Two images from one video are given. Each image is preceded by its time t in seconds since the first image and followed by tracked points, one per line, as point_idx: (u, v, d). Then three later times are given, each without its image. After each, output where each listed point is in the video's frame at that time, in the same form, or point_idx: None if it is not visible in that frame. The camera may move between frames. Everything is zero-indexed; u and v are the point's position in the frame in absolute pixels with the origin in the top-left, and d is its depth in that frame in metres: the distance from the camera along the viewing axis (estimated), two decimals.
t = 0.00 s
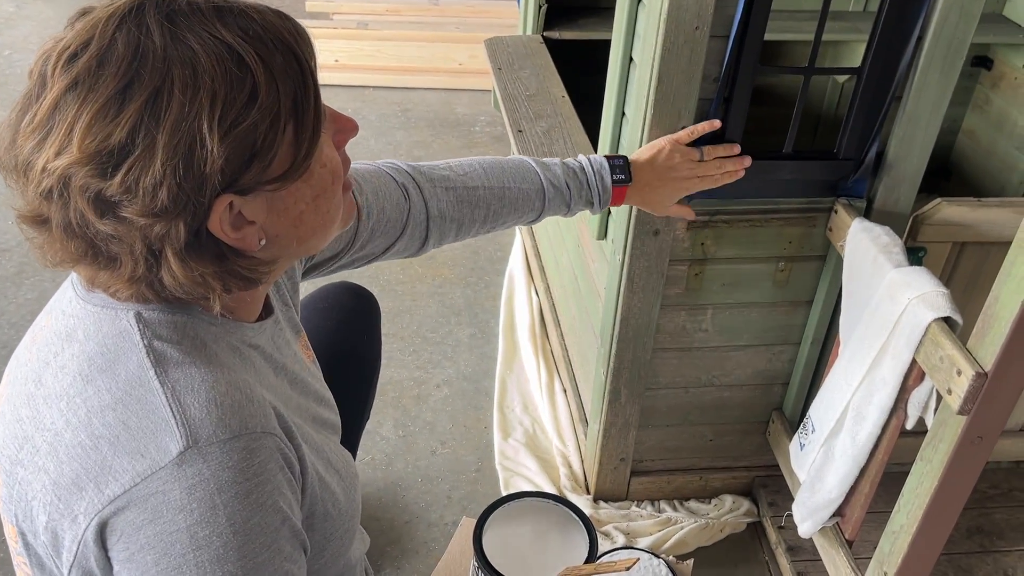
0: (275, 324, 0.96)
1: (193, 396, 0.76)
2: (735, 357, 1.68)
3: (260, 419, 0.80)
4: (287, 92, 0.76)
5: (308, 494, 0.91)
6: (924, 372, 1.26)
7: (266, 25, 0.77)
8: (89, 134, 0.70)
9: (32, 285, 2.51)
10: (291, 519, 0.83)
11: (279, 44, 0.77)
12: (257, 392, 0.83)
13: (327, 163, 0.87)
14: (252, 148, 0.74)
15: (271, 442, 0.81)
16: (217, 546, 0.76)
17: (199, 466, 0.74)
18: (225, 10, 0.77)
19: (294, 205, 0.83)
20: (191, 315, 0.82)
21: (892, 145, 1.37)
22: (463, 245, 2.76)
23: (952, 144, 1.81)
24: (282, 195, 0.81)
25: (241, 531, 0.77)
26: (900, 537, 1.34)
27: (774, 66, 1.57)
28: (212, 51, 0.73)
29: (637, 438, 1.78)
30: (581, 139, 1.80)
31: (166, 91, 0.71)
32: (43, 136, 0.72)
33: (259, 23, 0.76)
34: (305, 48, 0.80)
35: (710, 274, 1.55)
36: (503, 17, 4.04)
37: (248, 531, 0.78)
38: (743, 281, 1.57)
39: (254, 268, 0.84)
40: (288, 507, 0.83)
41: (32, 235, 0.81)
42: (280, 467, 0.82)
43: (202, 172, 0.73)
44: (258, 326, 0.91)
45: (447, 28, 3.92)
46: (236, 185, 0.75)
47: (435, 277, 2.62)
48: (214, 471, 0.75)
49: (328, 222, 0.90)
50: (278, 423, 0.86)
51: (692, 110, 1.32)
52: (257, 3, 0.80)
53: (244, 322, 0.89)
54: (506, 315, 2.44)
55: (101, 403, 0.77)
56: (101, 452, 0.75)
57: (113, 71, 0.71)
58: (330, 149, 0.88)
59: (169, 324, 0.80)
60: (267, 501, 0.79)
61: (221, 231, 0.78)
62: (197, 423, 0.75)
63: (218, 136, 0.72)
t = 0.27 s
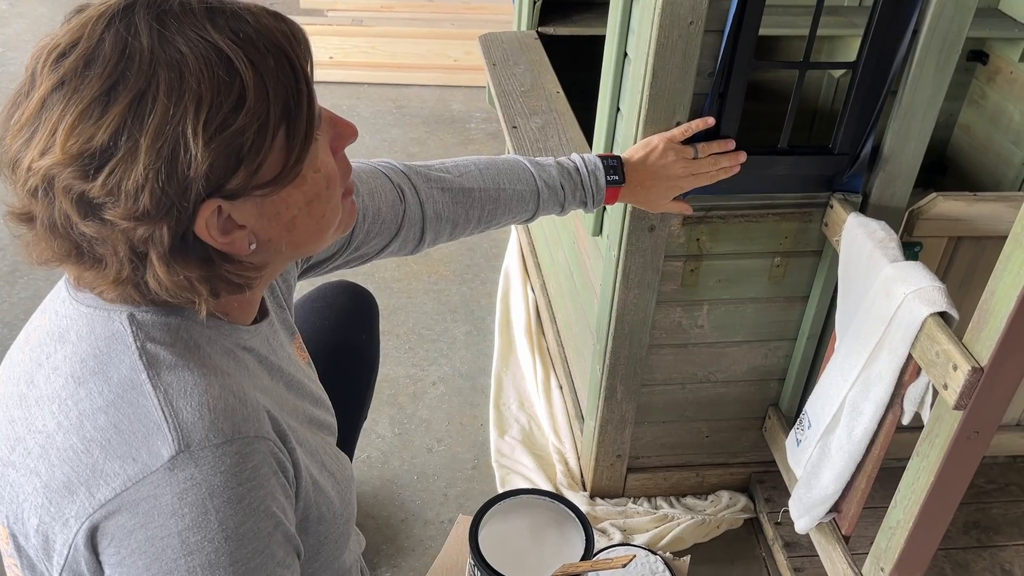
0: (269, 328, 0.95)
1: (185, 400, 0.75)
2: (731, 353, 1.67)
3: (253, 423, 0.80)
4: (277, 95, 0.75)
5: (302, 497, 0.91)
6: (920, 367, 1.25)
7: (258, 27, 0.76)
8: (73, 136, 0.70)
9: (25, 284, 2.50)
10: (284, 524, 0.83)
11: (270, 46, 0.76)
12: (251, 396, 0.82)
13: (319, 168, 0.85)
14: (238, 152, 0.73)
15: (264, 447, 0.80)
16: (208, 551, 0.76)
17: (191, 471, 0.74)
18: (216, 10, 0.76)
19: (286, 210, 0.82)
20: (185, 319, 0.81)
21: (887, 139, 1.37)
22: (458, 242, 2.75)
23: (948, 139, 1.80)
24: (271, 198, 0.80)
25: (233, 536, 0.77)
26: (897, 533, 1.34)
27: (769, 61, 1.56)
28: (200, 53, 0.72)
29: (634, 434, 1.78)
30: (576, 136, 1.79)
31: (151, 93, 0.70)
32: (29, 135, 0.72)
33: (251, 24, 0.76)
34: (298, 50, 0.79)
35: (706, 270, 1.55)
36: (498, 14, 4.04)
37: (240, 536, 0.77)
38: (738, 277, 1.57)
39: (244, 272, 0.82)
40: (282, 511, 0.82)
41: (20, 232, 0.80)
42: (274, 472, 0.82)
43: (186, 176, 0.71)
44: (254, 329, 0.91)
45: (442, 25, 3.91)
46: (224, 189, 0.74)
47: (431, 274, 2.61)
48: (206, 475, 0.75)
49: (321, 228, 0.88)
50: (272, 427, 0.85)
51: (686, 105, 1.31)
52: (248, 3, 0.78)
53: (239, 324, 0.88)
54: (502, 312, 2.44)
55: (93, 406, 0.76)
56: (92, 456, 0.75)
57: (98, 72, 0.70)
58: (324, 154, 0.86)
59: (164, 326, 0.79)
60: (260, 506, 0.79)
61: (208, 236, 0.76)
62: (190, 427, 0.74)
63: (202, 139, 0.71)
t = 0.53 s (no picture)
0: (265, 328, 0.95)
1: (177, 410, 0.75)
2: (729, 350, 1.67)
3: (246, 433, 0.79)
4: (250, 98, 0.73)
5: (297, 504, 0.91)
6: (918, 365, 1.25)
7: (235, 31, 0.75)
8: (42, 138, 0.69)
9: (21, 284, 2.49)
10: (278, 533, 0.83)
11: (244, 48, 0.74)
12: (245, 404, 0.82)
13: (303, 172, 0.83)
14: (208, 158, 0.71)
15: (258, 456, 0.80)
16: (202, 563, 0.75)
17: (183, 483, 0.74)
18: (193, 13, 0.75)
19: (266, 215, 0.80)
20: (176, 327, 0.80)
21: (884, 136, 1.36)
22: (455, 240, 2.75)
23: (945, 135, 1.80)
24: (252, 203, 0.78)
25: (226, 548, 0.76)
26: (895, 530, 1.34)
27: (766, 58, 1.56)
28: (172, 57, 0.71)
29: (632, 432, 1.78)
30: (573, 133, 1.79)
31: (119, 96, 0.69)
32: (5, 138, 0.73)
33: (227, 26, 0.74)
34: (277, 52, 0.77)
35: (703, 267, 1.54)
36: (494, 11, 4.03)
37: (234, 548, 0.77)
38: (736, 275, 1.56)
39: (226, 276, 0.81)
40: (276, 521, 0.82)
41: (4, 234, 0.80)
42: (267, 482, 0.81)
43: (155, 181, 0.70)
44: (249, 332, 0.90)
45: (438, 22, 3.91)
46: (198, 194, 0.73)
47: (428, 272, 2.60)
48: (199, 487, 0.74)
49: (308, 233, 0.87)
50: (267, 435, 0.85)
51: (683, 102, 1.31)
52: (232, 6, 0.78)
53: (233, 330, 0.88)
54: (499, 310, 2.43)
55: (85, 416, 0.75)
56: (84, 467, 0.74)
57: (70, 76, 0.70)
58: (310, 160, 0.85)
59: (156, 333, 0.79)
60: (253, 517, 0.79)
61: (184, 241, 0.75)
62: (182, 439, 0.74)
63: (169, 144, 0.69)
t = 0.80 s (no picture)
0: (258, 326, 0.96)
1: (177, 411, 0.75)
2: (728, 347, 1.67)
3: (245, 433, 0.79)
4: (185, 112, 0.70)
5: (298, 503, 0.90)
6: (918, 361, 1.25)
7: (202, 40, 0.73)
8: None
9: (18, 283, 2.48)
10: (279, 533, 0.82)
11: (199, 60, 0.72)
12: (243, 404, 0.82)
13: (251, 199, 0.79)
14: (127, 162, 0.70)
15: (257, 457, 0.80)
16: (202, 564, 0.74)
17: (184, 483, 0.73)
18: (171, 13, 0.73)
19: (204, 233, 0.78)
20: (173, 322, 0.82)
21: (883, 132, 1.36)
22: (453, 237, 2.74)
23: (944, 130, 1.79)
24: (186, 218, 0.76)
25: (227, 549, 0.76)
26: (895, 527, 1.34)
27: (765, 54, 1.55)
28: (124, 55, 0.69)
29: (631, 430, 1.77)
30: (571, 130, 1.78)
31: (66, 82, 0.69)
32: None
33: (192, 34, 0.72)
34: (238, 70, 0.74)
35: (702, 264, 1.54)
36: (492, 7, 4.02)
37: (235, 548, 0.76)
38: (735, 272, 1.56)
39: (156, 283, 0.80)
40: (276, 521, 0.82)
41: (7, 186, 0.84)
42: (267, 481, 0.81)
43: (75, 171, 0.70)
44: (245, 331, 0.92)
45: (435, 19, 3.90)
46: (119, 192, 0.72)
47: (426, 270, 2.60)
48: (200, 487, 0.73)
49: (254, 260, 0.83)
50: (267, 435, 0.85)
51: (681, 99, 1.30)
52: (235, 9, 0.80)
53: (229, 331, 0.89)
54: (498, 307, 2.43)
55: (83, 419, 0.74)
56: (84, 470, 0.73)
57: (39, 52, 0.71)
58: (269, 184, 0.80)
59: (152, 333, 0.79)
60: (254, 517, 0.78)
61: (116, 232, 0.75)
62: (182, 439, 0.74)
63: (91, 142, 0.68)
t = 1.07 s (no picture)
0: (249, 315, 0.97)
1: (173, 397, 0.75)
2: (728, 343, 1.67)
3: (242, 418, 0.79)
4: (164, 106, 0.70)
5: (297, 488, 0.90)
6: (917, 356, 1.25)
7: (189, 35, 0.73)
8: None
9: (18, 281, 2.48)
10: (279, 517, 0.82)
11: (184, 55, 0.72)
12: (239, 389, 0.82)
13: (226, 198, 0.78)
14: (104, 151, 0.70)
15: (255, 441, 0.80)
16: (204, 549, 0.75)
17: (184, 468, 0.73)
18: (164, 6, 0.73)
19: (180, 224, 0.78)
20: (163, 315, 0.82)
21: (882, 127, 1.36)
22: (453, 235, 2.75)
23: (943, 126, 1.80)
24: (160, 208, 0.76)
25: (228, 532, 0.76)
26: (895, 522, 1.34)
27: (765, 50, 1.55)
28: (110, 43, 0.69)
29: (631, 426, 1.77)
30: (570, 126, 1.78)
31: (53, 64, 0.70)
32: None
33: (181, 28, 0.73)
34: (222, 68, 0.74)
35: (702, 260, 1.54)
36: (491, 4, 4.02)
37: (236, 532, 0.77)
38: (735, 268, 1.56)
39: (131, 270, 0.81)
40: (276, 505, 0.82)
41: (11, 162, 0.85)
42: (266, 465, 0.81)
43: (56, 153, 0.71)
44: (235, 321, 0.93)
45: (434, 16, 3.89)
46: (94, 177, 0.72)
47: (426, 267, 2.60)
48: (200, 472, 0.74)
49: (229, 257, 0.82)
50: (263, 420, 0.85)
51: (681, 95, 1.30)
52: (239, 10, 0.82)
53: (220, 321, 0.91)
54: (498, 304, 2.43)
55: (79, 410, 0.74)
56: (83, 460, 0.73)
57: (34, 32, 0.72)
58: (248, 185, 0.79)
59: (143, 325, 0.79)
60: (254, 500, 0.78)
61: (95, 214, 0.76)
62: (180, 424, 0.73)
63: (72, 128, 0.69)
